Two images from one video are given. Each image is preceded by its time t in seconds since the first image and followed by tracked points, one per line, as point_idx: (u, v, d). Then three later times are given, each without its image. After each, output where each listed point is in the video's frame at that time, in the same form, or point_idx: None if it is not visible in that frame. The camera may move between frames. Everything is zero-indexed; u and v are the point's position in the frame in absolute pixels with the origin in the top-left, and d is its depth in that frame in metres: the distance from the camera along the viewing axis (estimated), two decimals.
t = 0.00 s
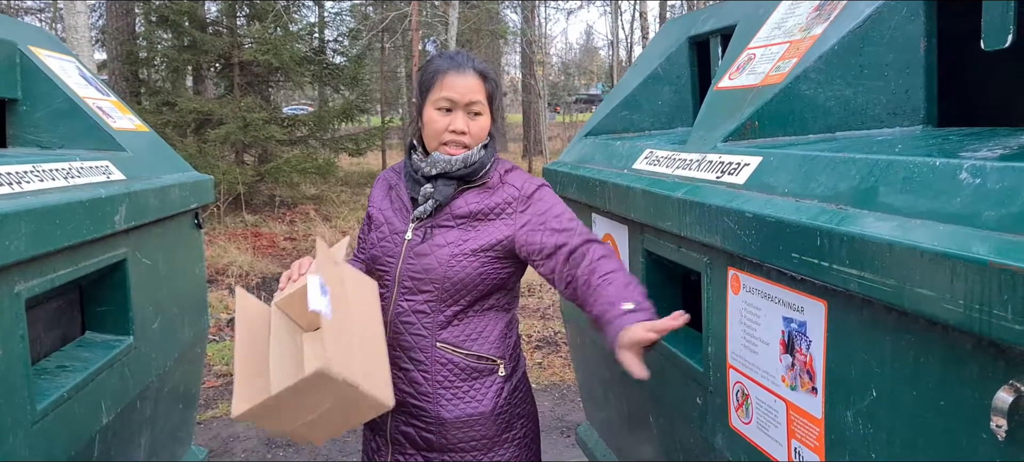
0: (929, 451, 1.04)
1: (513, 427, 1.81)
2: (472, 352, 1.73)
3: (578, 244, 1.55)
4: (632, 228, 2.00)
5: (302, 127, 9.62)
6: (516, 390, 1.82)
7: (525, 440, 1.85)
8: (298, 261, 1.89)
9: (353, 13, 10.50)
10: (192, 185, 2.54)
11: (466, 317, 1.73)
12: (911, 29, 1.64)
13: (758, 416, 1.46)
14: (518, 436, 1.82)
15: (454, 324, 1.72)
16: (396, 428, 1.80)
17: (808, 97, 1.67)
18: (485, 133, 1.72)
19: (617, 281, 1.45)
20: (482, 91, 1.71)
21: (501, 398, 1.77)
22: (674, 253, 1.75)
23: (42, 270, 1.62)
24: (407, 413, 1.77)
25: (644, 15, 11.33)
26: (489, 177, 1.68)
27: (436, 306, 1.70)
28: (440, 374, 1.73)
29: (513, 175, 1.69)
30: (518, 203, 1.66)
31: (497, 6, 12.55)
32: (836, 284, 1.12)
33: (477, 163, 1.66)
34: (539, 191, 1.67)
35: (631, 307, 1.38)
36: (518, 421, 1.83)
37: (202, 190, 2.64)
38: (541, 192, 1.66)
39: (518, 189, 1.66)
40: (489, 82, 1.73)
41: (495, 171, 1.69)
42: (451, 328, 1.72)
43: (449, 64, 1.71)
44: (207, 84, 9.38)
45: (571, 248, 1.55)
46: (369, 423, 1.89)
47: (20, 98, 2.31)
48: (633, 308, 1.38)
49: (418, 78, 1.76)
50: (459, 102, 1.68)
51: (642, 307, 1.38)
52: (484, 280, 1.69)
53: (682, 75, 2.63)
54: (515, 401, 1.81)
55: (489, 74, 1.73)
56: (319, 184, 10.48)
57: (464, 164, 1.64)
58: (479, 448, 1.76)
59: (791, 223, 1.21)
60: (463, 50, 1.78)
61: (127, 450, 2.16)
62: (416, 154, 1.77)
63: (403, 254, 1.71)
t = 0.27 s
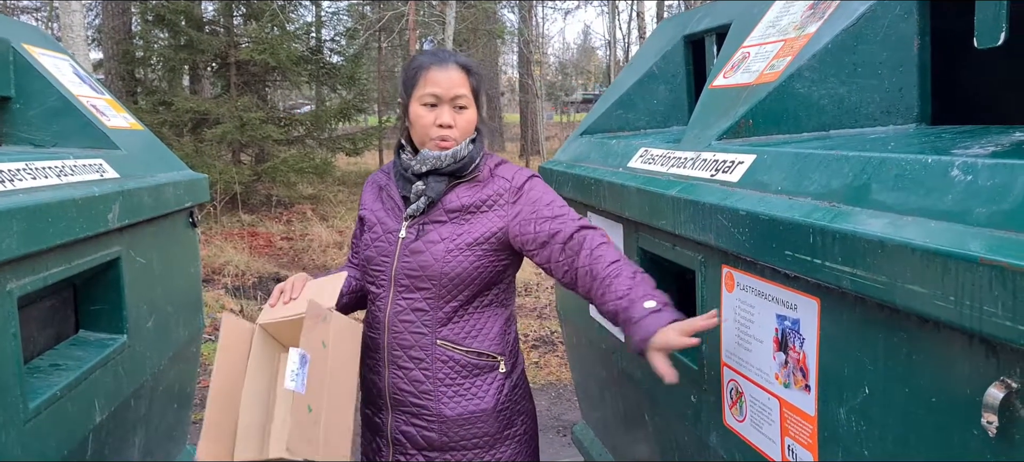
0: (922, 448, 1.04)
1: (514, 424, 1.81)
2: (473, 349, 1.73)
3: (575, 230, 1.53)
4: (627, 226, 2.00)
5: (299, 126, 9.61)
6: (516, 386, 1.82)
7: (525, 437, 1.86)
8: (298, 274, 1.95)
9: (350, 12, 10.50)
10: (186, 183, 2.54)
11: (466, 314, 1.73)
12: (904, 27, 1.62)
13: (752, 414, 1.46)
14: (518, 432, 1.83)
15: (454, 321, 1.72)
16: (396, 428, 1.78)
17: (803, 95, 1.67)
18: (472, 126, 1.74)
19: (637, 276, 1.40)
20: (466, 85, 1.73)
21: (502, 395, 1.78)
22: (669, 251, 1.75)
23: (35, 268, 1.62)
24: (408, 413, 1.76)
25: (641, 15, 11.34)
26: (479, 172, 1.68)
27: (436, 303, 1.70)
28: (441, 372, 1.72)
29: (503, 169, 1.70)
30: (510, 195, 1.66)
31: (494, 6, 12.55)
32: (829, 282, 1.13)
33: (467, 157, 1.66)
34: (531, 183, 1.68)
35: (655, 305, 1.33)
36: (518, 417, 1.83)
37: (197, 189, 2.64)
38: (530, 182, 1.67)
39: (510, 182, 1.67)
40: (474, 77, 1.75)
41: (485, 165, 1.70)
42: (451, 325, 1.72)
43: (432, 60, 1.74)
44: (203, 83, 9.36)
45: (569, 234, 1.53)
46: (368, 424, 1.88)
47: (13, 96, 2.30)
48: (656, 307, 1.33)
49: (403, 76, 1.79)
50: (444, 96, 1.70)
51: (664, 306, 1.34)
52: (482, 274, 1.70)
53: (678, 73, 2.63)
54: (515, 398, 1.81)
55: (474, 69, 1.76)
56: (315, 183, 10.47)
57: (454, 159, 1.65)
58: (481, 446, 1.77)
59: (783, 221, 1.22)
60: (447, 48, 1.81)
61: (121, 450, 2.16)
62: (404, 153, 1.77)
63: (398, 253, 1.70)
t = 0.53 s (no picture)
0: (917, 447, 1.05)
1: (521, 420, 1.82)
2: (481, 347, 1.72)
3: (544, 269, 1.59)
4: (624, 226, 2.01)
5: (295, 126, 9.60)
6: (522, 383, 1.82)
7: (530, 434, 1.86)
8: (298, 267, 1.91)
9: (347, 12, 10.50)
10: (183, 183, 2.53)
11: (473, 312, 1.73)
12: (899, 27, 1.65)
13: (748, 413, 1.47)
14: (524, 429, 1.83)
15: (460, 320, 1.72)
16: (405, 430, 1.76)
17: (799, 95, 1.68)
18: (461, 127, 1.71)
19: (555, 320, 1.51)
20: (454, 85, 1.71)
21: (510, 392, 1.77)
22: (665, 251, 1.75)
23: (31, 268, 1.61)
24: (416, 414, 1.74)
25: (638, 15, 11.35)
26: (477, 170, 1.70)
27: (441, 302, 1.70)
28: (449, 370, 1.72)
29: (501, 169, 1.71)
30: (509, 196, 1.67)
31: (491, 6, 12.56)
32: (825, 281, 1.13)
33: (463, 154, 1.67)
34: (527, 190, 1.69)
35: (528, 346, 1.43)
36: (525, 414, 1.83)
37: (194, 189, 2.63)
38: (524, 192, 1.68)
39: (509, 183, 1.69)
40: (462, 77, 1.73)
41: (482, 164, 1.71)
42: (458, 324, 1.72)
43: (420, 62, 1.72)
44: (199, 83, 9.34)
45: (537, 269, 1.59)
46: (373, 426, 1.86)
47: (9, 96, 2.30)
48: (526, 348, 1.42)
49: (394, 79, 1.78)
50: (431, 98, 1.68)
51: (536, 351, 1.43)
52: (487, 273, 1.70)
53: (674, 74, 2.64)
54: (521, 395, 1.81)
55: (462, 69, 1.73)
56: (312, 183, 10.47)
57: (451, 157, 1.65)
58: (490, 444, 1.76)
59: (779, 221, 1.22)
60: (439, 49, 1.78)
61: (118, 450, 2.16)
62: (401, 154, 1.76)
63: (400, 253, 1.70)
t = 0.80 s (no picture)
0: (913, 449, 1.05)
1: (516, 423, 1.82)
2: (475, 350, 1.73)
3: (538, 269, 1.60)
4: (622, 228, 2.01)
5: (293, 127, 9.60)
6: (517, 386, 1.82)
7: (527, 436, 1.87)
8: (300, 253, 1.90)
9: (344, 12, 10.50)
10: (181, 185, 2.53)
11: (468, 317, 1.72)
12: (896, 31, 1.65)
13: (746, 415, 1.47)
14: (519, 432, 1.83)
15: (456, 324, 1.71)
16: (400, 429, 1.79)
17: (796, 98, 1.69)
18: (454, 134, 1.68)
19: (541, 308, 1.51)
20: (448, 91, 1.66)
21: (504, 395, 1.78)
22: (663, 253, 1.76)
23: (30, 271, 1.61)
24: (411, 414, 1.77)
25: (635, 15, 11.36)
26: (478, 174, 1.70)
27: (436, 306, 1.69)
28: (444, 373, 1.72)
29: (502, 174, 1.71)
30: (510, 201, 1.68)
31: (488, 6, 12.57)
32: (822, 284, 1.14)
33: (464, 158, 1.66)
34: (528, 196, 1.70)
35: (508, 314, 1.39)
36: (520, 416, 1.84)
37: (192, 190, 2.63)
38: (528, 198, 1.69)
39: (510, 189, 1.69)
40: (457, 82, 1.68)
41: (484, 169, 1.71)
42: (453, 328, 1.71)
43: (416, 65, 1.69)
44: (196, 83, 9.33)
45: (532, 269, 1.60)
46: (369, 425, 1.88)
47: (7, 98, 2.29)
48: (505, 315, 1.38)
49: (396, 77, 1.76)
50: (423, 105, 1.65)
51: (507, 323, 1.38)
52: (483, 279, 1.69)
53: (672, 76, 2.65)
54: (516, 398, 1.82)
55: (458, 74, 1.68)
56: (310, 184, 10.46)
57: (451, 161, 1.65)
58: (484, 446, 1.77)
59: (777, 224, 1.23)
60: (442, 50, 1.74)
61: (116, 452, 2.16)
62: (404, 155, 1.76)
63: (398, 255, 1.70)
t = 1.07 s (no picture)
0: (906, 448, 1.06)
1: (506, 426, 1.81)
2: (464, 351, 1.74)
3: (532, 262, 1.57)
4: (618, 228, 2.02)
5: (289, 127, 9.59)
6: (509, 389, 1.83)
7: (517, 440, 1.84)
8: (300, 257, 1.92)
9: (340, 12, 10.51)
10: (178, 186, 2.54)
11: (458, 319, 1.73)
12: (891, 33, 1.67)
13: (742, 414, 1.48)
14: (510, 434, 1.82)
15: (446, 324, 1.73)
16: (389, 427, 1.80)
17: (791, 99, 1.69)
18: (454, 137, 1.67)
19: (530, 292, 1.47)
20: (448, 94, 1.65)
21: (493, 398, 1.78)
22: (659, 254, 1.77)
23: (27, 272, 1.62)
24: (400, 413, 1.78)
25: (632, 15, 11.37)
26: (478, 177, 1.70)
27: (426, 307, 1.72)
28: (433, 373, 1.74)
29: (503, 178, 1.71)
30: (506, 204, 1.67)
31: (485, 7, 12.59)
32: (815, 285, 1.15)
33: (463, 161, 1.66)
34: (525, 198, 1.69)
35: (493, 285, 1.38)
36: (511, 419, 1.83)
37: (190, 191, 2.64)
38: (527, 202, 1.69)
39: (507, 191, 1.68)
40: (458, 85, 1.66)
41: (484, 172, 1.71)
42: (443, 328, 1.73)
43: (418, 68, 1.68)
44: (193, 83, 9.32)
45: (525, 261, 1.57)
46: (363, 422, 1.90)
47: (5, 99, 2.30)
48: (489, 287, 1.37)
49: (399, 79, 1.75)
50: (422, 108, 1.65)
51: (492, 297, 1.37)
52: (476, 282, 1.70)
53: (668, 77, 2.66)
54: (507, 400, 1.82)
55: (459, 76, 1.67)
56: (307, 184, 10.47)
57: (450, 163, 1.65)
58: (472, 447, 1.77)
59: (771, 225, 1.23)
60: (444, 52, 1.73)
61: (114, 452, 2.16)
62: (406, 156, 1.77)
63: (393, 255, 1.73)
